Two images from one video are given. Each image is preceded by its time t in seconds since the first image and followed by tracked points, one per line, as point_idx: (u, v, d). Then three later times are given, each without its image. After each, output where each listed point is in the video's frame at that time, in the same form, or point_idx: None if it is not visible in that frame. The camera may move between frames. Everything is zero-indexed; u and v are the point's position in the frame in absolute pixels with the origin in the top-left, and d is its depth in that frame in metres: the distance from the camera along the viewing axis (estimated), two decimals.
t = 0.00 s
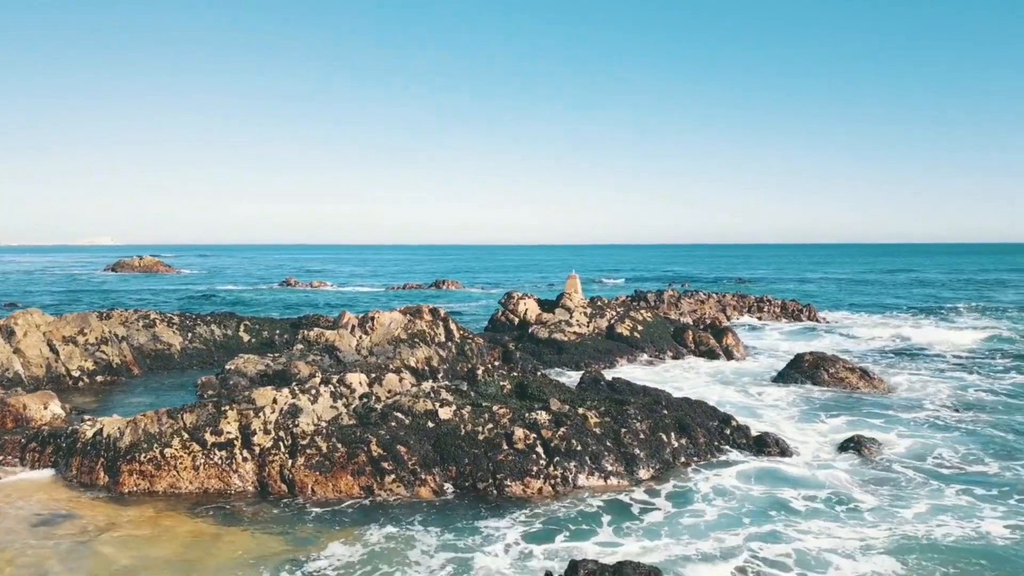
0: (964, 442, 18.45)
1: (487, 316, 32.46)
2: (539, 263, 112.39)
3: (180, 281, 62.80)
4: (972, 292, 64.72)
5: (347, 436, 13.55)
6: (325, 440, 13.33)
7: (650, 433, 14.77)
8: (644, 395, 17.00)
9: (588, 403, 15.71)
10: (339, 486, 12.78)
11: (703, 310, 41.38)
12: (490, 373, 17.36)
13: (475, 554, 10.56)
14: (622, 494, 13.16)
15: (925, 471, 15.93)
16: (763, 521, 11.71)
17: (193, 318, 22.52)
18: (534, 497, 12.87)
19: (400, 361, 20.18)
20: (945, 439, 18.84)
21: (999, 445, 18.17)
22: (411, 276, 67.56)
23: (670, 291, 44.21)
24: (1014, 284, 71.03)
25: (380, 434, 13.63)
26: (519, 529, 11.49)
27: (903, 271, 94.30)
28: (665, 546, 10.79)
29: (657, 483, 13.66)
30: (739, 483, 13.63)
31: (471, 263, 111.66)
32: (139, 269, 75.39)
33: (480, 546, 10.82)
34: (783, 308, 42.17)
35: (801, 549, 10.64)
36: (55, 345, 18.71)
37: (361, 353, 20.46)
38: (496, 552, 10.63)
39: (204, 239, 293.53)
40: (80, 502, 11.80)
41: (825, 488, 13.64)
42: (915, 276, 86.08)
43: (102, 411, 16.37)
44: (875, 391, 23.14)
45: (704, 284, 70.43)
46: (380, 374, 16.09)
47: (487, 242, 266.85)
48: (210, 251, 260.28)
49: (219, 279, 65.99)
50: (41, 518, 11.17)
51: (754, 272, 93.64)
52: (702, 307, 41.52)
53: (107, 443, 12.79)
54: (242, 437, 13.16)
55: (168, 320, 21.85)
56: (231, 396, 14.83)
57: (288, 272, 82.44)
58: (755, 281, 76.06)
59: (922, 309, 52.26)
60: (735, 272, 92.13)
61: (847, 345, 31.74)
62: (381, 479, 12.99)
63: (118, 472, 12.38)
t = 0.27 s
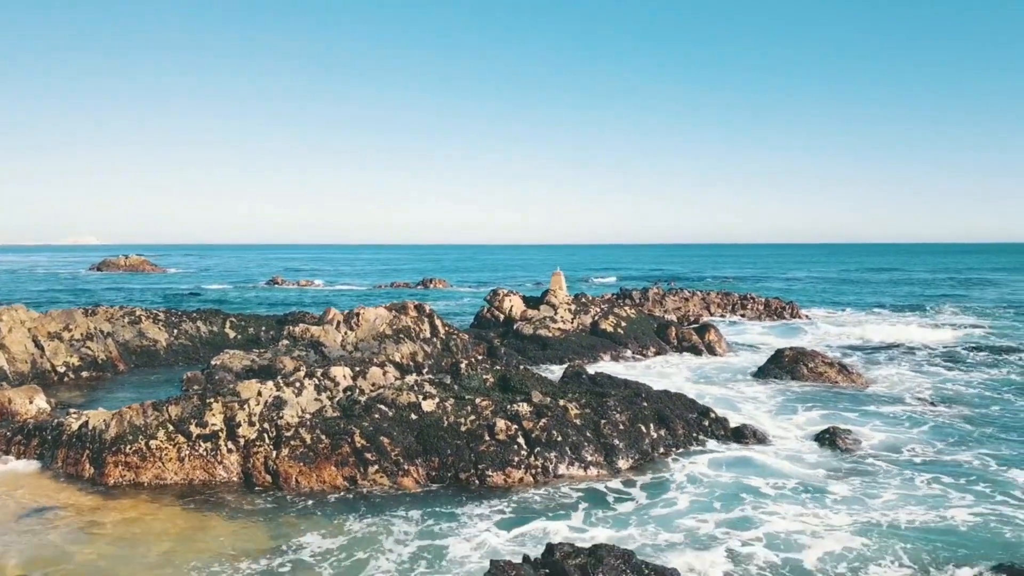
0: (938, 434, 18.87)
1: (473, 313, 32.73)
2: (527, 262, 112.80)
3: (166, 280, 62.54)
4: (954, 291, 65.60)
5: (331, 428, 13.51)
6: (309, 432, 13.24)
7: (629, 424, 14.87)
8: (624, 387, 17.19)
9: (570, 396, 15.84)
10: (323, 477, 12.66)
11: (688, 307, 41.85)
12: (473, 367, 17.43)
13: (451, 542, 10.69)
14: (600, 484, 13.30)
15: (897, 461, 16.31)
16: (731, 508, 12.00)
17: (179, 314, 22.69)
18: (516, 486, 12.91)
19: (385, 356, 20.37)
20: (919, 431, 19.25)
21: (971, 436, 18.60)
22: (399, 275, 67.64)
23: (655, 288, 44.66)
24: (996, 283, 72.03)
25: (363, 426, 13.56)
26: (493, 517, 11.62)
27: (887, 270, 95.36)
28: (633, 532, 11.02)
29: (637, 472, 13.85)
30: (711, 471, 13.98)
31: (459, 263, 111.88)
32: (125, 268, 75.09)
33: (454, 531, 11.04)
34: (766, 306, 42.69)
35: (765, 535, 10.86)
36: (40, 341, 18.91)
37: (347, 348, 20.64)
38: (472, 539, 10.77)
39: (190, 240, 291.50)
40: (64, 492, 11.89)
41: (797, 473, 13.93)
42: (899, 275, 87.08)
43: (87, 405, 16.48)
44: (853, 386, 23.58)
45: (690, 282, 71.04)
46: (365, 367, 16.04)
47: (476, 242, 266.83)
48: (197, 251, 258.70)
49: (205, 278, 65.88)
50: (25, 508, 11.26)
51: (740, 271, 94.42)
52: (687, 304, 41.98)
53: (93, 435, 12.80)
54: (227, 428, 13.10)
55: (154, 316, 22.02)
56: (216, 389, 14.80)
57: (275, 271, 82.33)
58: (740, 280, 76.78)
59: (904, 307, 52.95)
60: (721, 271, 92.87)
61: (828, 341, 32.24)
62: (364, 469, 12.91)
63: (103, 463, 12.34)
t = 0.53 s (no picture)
0: (928, 427, 19.10)
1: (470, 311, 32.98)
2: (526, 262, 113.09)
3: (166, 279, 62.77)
4: (951, 290, 65.79)
5: (329, 419, 13.73)
6: (307, 423, 13.46)
7: (621, 416, 15.12)
8: (617, 381, 17.44)
9: (563, 388, 16.08)
10: (320, 467, 12.89)
11: (684, 305, 42.11)
12: (468, 362, 17.66)
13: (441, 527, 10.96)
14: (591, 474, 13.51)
15: (887, 454, 16.52)
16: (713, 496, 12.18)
17: (178, 311, 22.97)
18: (508, 476, 13.18)
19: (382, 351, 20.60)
20: (908, 425, 19.47)
21: (960, 430, 18.84)
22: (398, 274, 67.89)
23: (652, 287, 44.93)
24: (993, 282, 72.25)
25: (360, 417, 13.78)
26: (483, 504, 11.86)
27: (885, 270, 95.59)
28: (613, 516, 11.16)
29: (628, 462, 14.09)
30: (693, 461, 14.19)
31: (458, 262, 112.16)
32: (124, 267, 75.36)
33: (445, 520, 11.23)
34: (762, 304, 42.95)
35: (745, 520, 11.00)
36: (41, 337, 19.21)
37: (344, 343, 20.88)
38: (464, 524, 11.03)
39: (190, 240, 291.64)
40: (66, 482, 12.10)
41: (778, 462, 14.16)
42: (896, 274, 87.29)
43: (88, 399, 16.71)
44: (845, 381, 23.82)
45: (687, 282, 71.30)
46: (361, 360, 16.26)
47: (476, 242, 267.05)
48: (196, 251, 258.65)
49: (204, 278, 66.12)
50: (27, 497, 11.46)
51: (738, 270, 94.70)
52: (683, 303, 42.24)
53: (94, 426, 12.98)
54: (226, 419, 13.31)
55: (154, 313, 22.27)
56: (215, 382, 15.00)
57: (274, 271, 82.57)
58: (737, 279, 77.08)
59: (901, 305, 53.15)
60: (718, 271, 93.15)
61: (823, 338, 32.48)
62: (360, 459, 13.14)
63: (104, 453, 12.50)
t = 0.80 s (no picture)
0: (924, 424, 19.30)
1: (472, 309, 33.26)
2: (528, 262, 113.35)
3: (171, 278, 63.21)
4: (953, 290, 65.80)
5: (331, 413, 14.00)
6: (310, 417, 13.73)
7: (618, 411, 15.37)
8: (614, 378, 17.68)
9: (562, 384, 16.34)
10: (323, 460, 13.16)
11: (685, 304, 42.32)
12: (468, 359, 17.91)
13: (439, 515, 11.25)
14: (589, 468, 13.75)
15: (881, 450, 16.73)
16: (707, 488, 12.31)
17: (183, 309, 23.29)
18: (507, 468, 13.43)
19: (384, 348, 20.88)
20: (904, 421, 19.67)
21: (956, 427, 19.03)
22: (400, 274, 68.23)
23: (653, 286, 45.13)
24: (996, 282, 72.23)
25: (362, 412, 14.05)
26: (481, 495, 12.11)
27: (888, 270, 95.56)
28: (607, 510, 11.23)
29: (625, 456, 14.33)
30: (681, 456, 14.22)
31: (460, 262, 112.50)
32: (129, 266, 75.88)
33: (443, 510, 11.47)
34: (762, 303, 43.15)
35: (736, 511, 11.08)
36: (49, 334, 19.55)
37: (347, 340, 21.17)
38: (463, 514, 11.29)
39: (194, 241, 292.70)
40: (75, 474, 12.39)
41: (767, 457, 14.25)
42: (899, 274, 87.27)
43: (95, 394, 17.01)
44: (842, 379, 24.01)
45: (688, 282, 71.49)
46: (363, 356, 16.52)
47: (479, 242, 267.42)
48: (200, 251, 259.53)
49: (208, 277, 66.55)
50: (38, 488, 11.76)
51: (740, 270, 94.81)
52: (684, 302, 42.46)
53: (103, 419, 13.25)
54: (231, 414, 13.58)
55: (159, 310, 22.59)
56: (220, 377, 15.28)
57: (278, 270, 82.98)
58: (739, 279, 77.23)
59: (903, 305, 53.24)
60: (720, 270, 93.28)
61: (823, 336, 32.66)
62: (362, 452, 13.42)
63: (112, 446, 12.79)
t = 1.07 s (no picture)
0: (918, 421, 19.57)
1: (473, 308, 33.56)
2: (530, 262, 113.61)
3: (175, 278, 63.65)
4: (953, 290, 66.00)
5: (334, 409, 14.31)
6: (313, 413, 14.03)
7: (615, 407, 15.67)
8: (612, 375, 17.96)
9: (561, 382, 16.63)
10: (326, 454, 13.46)
11: (686, 304, 42.58)
12: (468, 356, 18.21)
13: (438, 506, 11.56)
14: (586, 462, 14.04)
15: (874, 446, 16.99)
16: (699, 482, 12.55)
17: (188, 308, 23.63)
18: (505, 462, 13.74)
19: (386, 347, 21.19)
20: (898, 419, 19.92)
21: (949, 424, 19.30)
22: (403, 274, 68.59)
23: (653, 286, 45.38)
24: (997, 283, 72.41)
25: (364, 408, 14.36)
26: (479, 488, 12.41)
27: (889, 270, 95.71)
28: (601, 501, 11.54)
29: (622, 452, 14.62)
30: (674, 452, 14.49)
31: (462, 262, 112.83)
32: (133, 266, 76.35)
33: (442, 502, 11.77)
34: (762, 303, 43.39)
35: (725, 504, 11.34)
36: (57, 332, 19.92)
37: (350, 339, 21.49)
38: (462, 504, 11.61)
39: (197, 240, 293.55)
40: (85, 468, 12.71)
41: (758, 454, 14.53)
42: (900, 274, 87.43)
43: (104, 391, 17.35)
44: (838, 378, 24.27)
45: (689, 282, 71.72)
46: (366, 354, 16.82)
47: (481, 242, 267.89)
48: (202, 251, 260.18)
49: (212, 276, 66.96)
50: (49, 481, 12.07)
51: (741, 270, 94.99)
52: (684, 301, 42.71)
53: (112, 414, 13.56)
54: (236, 409, 13.90)
55: (164, 309, 22.93)
56: (226, 374, 15.60)
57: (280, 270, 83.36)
58: (739, 279, 77.45)
59: (903, 304, 53.45)
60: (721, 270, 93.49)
61: (821, 335, 32.92)
62: (365, 447, 13.73)
63: (121, 441, 13.11)
